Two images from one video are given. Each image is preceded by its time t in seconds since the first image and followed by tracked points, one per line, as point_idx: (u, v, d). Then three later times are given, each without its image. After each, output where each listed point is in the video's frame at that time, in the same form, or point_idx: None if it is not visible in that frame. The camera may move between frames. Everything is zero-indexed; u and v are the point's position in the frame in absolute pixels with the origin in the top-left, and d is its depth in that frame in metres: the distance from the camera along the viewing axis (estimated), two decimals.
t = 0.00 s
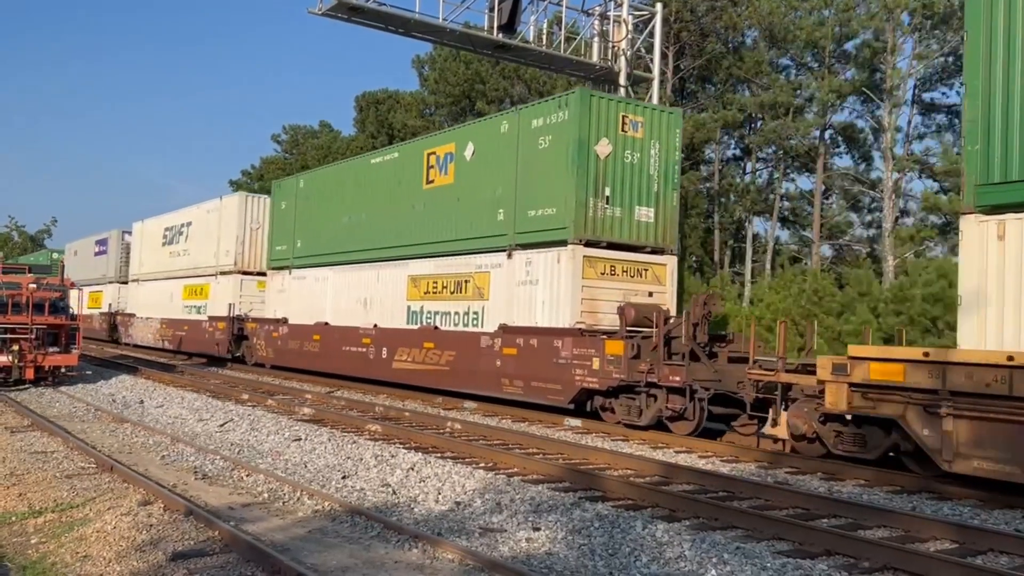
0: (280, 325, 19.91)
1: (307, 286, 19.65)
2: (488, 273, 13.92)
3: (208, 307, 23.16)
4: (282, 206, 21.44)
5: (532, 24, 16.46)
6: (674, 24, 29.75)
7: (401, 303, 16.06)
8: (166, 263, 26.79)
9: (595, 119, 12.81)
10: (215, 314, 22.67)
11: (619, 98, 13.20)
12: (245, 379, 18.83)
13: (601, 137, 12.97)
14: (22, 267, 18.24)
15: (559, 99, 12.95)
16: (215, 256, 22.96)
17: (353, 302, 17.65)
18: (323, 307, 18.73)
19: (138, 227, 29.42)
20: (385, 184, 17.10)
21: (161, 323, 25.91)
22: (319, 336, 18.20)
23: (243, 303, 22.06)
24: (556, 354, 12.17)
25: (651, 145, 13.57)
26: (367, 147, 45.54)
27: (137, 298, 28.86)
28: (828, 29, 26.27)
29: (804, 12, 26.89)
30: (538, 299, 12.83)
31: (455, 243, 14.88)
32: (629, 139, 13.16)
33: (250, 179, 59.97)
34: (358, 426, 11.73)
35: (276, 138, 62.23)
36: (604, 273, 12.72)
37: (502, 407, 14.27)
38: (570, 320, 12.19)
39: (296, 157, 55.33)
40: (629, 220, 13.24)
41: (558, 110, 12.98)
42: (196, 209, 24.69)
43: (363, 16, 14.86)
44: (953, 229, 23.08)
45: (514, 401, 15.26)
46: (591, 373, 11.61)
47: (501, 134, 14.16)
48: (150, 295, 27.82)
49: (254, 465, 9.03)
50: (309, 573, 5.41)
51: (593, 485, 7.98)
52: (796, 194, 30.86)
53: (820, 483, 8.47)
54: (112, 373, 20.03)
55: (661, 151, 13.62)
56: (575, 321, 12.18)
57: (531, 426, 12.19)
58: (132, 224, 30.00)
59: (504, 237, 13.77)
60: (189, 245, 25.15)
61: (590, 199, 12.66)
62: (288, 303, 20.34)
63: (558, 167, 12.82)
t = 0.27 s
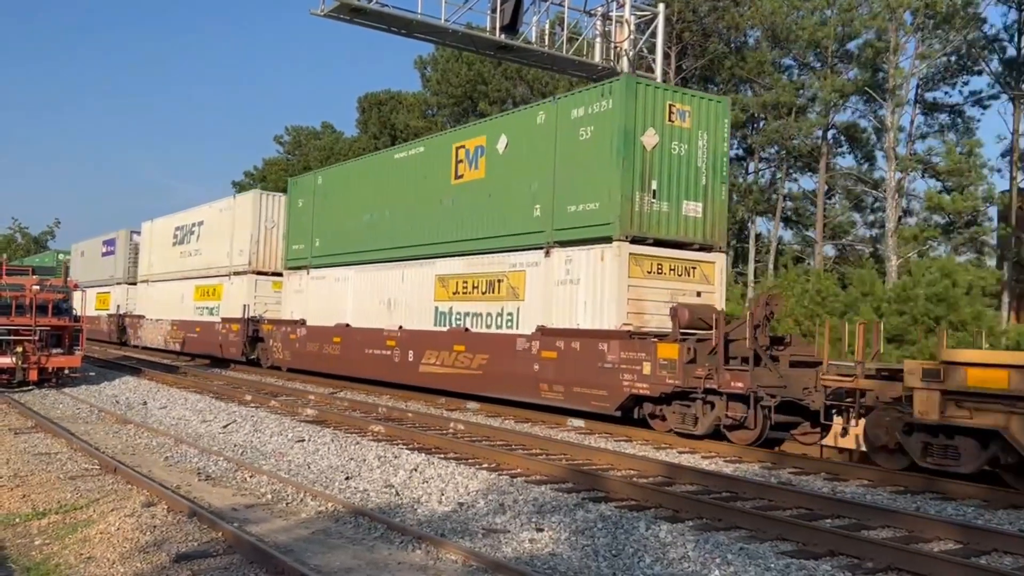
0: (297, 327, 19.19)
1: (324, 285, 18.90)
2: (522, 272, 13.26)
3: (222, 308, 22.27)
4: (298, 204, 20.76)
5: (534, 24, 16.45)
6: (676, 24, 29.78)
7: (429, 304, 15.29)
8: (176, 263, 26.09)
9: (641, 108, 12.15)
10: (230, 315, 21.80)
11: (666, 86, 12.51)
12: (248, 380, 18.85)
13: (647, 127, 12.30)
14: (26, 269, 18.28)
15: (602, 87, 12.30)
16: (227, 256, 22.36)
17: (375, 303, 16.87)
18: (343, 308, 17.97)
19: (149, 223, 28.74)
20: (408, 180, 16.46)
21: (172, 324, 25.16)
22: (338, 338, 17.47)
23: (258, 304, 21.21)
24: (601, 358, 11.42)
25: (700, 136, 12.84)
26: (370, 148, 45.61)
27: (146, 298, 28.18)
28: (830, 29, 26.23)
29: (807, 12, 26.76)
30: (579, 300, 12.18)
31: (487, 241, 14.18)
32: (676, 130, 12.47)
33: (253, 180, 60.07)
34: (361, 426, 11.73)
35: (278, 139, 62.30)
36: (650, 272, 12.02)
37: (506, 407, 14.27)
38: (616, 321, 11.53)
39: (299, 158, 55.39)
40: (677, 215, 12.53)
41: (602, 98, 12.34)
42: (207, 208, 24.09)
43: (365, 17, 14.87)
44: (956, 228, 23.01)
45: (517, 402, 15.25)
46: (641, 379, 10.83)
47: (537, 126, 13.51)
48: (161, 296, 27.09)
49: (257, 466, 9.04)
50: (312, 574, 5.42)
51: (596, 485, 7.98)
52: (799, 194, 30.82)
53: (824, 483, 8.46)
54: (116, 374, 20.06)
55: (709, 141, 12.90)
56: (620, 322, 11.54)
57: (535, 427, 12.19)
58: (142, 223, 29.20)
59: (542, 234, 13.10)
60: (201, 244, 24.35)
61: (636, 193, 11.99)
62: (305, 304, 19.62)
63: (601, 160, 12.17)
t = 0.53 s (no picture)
0: (317, 329, 18.70)
1: (347, 286, 18.36)
2: (564, 272, 12.72)
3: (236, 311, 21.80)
4: (319, 202, 20.15)
5: (538, 25, 16.46)
6: (680, 24, 29.79)
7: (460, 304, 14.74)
8: (188, 264, 25.78)
9: (695, 96, 11.48)
10: (245, 317, 21.35)
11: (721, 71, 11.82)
12: (253, 381, 18.88)
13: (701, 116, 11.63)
14: (31, 271, 18.32)
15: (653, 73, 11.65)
16: (242, 257, 21.94)
17: (402, 304, 16.33)
18: (367, 310, 17.43)
19: (160, 225, 28.50)
20: (438, 175, 15.87)
21: (185, 327, 24.78)
22: (362, 341, 16.96)
23: (274, 305, 20.77)
24: (654, 363, 10.81)
25: (757, 124, 12.15)
26: (374, 149, 45.71)
27: (157, 301, 27.87)
28: (834, 29, 26.19)
29: (811, 11, 26.70)
30: (627, 299, 11.59)
31: (526, 238, 13.56)
32: (732, 118, 11.79)
33: (257, 182, 60.19)
34: (367, 428, 11.73)
35: (283, 141, 62.43)
36: (706, 270, 11.37)
37: (510, 408, 14.27)
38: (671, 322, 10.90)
39: (303, 160, 55.49)
40: (733, 210, 11.83)
41: (652, 86, 11.69)
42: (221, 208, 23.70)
43: (369, 18, 14.89)
44: (962, 227, 22.88)
45: (522, 403, 15.24)
46: (701, 385, 10.14)
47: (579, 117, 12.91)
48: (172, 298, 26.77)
49: (263, 468, 9.05)
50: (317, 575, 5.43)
51: (601, 486, 7.97)
52: (804, 194, 30.78)
53: (830, 483, 8.44)
54: (121, 377, 20.10)
55: (766, 130, 12.21)
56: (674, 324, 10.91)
57: (540, 428, 12.18)
58: (154, 224, 29.09)
59: (586, 231, 12.51)
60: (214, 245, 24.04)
61: (691, 186, 11.35)
62: (327, 306, 19.08)
63: (652, 151, 11.54)
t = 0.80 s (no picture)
0: (343, 332, 18.31)
1: (376, 287, 17.87)
2: (611, 270, 12.18)
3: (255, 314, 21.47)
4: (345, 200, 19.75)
5: (543, 27, 16.47)
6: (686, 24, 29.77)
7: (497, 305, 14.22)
8: (204, 266, 25.56)
9: (758, 80, 10.92)
10: (264, 321, 21.02)
11: (782, 55, 11.27)
12: (260, 384, 18.93)
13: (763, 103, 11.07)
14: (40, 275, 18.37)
15: (711, 57, 11.10)
16: (262, 257, 21.62)
17: (434, 305, 15.86)
18: (396, 312, 16.97)
19: (173, 228, 28.41)
20: (473, 170, 15.37)
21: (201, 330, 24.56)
22: (391, 344, 16.52)
23: (295, 308, 20.51)
24: (717, 367, 10.12)
25: (819, 112, 11.60)
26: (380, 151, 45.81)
27: (171, 304, 27.72)
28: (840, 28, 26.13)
29: (817, 11, 26.63)
30: (685, 299, 11.00)
31: (571, 235, 13.03)
32: (794, 105, 11.25)
33: (264, 185, 60.33)
34: (374, 429, 11.75)
35: (289, 144, 62.59)
36: (771, 267, 10.82)
37: (517, 410, 14.27)
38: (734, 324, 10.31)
39: (309, 163, 55.64)
40: (797, 202, 11.27)
41: (710, 71, 11.13)
42: (239, 208, 23.43)
43: (374, 21, 14.91)
44: (969, 226, 22.78)
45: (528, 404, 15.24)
46: (772, 392, 9.46)
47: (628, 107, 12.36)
48: (187, 301, 26.60)
49: (271, 470, 9.07)
50: None
51: (609, 487, 7.96)
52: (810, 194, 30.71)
53: (839, 483, 8.41)
54: (129, 379, 20.17)
55: (829, 118, 11.66)
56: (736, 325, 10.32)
57: (546, 429, 12.18)
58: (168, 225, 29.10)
59: (636, 226, 11.95)
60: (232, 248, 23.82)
61: (754, 177, 10.79)
62: (355, 308, 18.63)
63: (711, 139, 10.99)
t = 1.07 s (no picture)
0: (370, 334, 17.51)
1: (405, 287, 17.04)
2: (666, 268, 11.27)
3: (277, 315, 21.01)
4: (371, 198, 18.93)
5: (550, 27, 16.46)
6: (693, 23, 29.73)
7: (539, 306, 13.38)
8: (223, 268, 25.23)
9: (833, 61, 9.96)
10: (286, 323, 20.48)
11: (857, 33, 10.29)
12: (270, 386, 18.98)
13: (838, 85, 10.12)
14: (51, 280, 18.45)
15: (782, 35, 10.13)
16: (283, 258, 21.14)
17: (468, 306, 15.05)
18: (428, 313, 16.15)
19: (189, 230, 28.16)
20: (510, 164, 14.52)
21: (219, 333, 24.18)
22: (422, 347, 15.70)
23: (318, 309, 19.98)
24: (792, 372, 9.17)
25: (895, 95, 10.63)
26: (389, 154, 45.88)
27: (189, 307, 27.46)
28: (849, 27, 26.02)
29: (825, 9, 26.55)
30: (753, 298, 10.07)
31: (621, 230, 12.13)
32: (870, 88, 10.30)
33: (273, 188, 60.49)
34: (384, 431, 11.76)
35: (298, 147, 62.76)
36: (847, 263, 9.91)
37: (527, 411, 14.26)
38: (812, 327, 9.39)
39: (318, 166, 55.78)
40: (873, 193, 10.31)
41: (779, 51, 10.17)
42: (259, 208, 22.98)
43: (382, 24, 14.93)
44: (980, 224, 22.64)
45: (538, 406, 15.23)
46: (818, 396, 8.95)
47: (683, 92, 11.44)
48: (205, 304, 26.28)
49: (281, 472, 9.09)
50: None
51: (619, 488, 7.95)
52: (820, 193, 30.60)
53: (850, 483, 8.38)
54: (140, 383, 20.24)
55: (905, 102, 10.69)
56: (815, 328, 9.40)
57: (556, 430, 12.18)
58: (184, 227, 28.96)
59: (695, 220, 11.02)
60: (251, 249, 23.40)
61: (829, 166, 9.85)
62: (383, 309, 17.81)
63: (782, 125, 10.05)
